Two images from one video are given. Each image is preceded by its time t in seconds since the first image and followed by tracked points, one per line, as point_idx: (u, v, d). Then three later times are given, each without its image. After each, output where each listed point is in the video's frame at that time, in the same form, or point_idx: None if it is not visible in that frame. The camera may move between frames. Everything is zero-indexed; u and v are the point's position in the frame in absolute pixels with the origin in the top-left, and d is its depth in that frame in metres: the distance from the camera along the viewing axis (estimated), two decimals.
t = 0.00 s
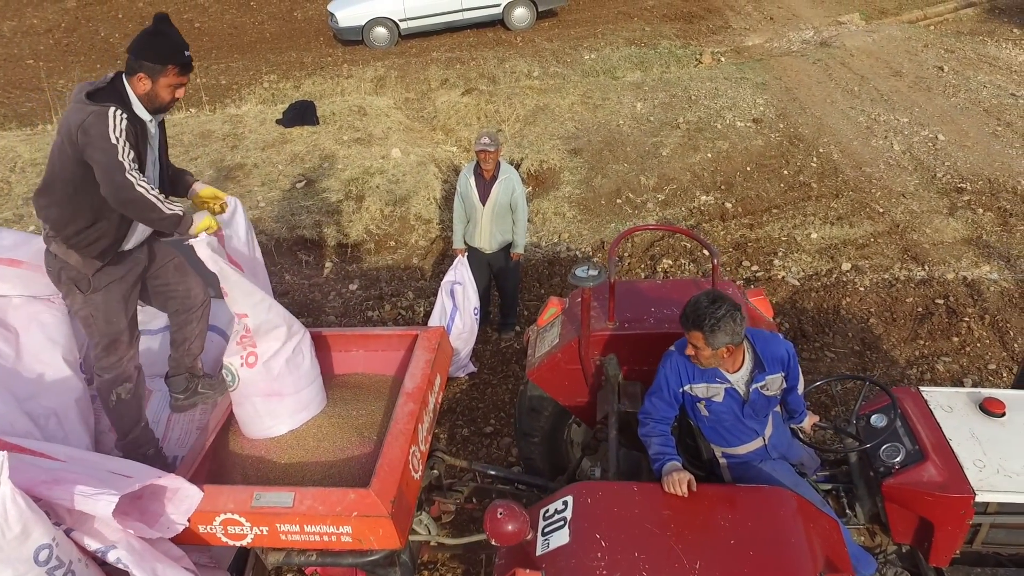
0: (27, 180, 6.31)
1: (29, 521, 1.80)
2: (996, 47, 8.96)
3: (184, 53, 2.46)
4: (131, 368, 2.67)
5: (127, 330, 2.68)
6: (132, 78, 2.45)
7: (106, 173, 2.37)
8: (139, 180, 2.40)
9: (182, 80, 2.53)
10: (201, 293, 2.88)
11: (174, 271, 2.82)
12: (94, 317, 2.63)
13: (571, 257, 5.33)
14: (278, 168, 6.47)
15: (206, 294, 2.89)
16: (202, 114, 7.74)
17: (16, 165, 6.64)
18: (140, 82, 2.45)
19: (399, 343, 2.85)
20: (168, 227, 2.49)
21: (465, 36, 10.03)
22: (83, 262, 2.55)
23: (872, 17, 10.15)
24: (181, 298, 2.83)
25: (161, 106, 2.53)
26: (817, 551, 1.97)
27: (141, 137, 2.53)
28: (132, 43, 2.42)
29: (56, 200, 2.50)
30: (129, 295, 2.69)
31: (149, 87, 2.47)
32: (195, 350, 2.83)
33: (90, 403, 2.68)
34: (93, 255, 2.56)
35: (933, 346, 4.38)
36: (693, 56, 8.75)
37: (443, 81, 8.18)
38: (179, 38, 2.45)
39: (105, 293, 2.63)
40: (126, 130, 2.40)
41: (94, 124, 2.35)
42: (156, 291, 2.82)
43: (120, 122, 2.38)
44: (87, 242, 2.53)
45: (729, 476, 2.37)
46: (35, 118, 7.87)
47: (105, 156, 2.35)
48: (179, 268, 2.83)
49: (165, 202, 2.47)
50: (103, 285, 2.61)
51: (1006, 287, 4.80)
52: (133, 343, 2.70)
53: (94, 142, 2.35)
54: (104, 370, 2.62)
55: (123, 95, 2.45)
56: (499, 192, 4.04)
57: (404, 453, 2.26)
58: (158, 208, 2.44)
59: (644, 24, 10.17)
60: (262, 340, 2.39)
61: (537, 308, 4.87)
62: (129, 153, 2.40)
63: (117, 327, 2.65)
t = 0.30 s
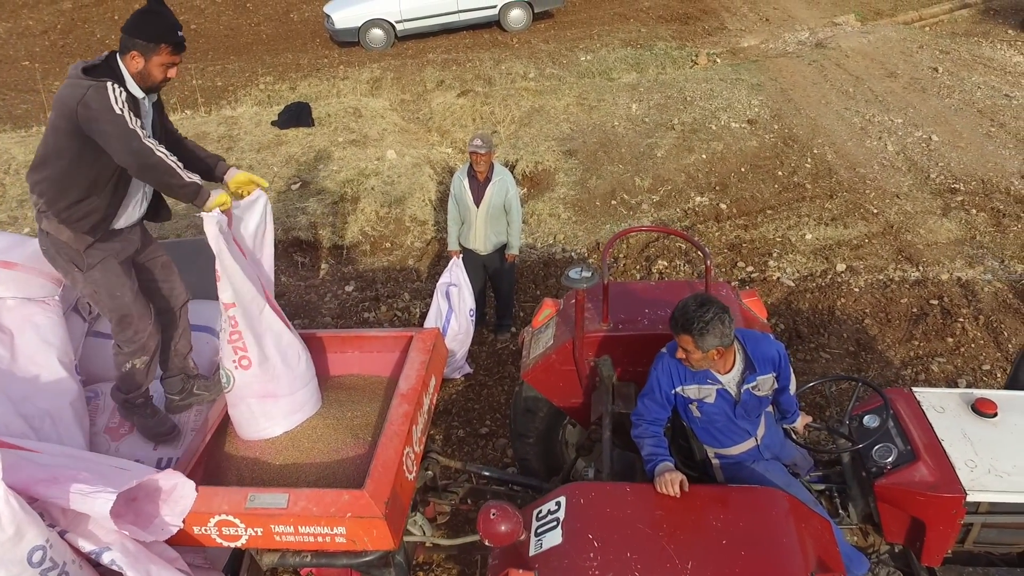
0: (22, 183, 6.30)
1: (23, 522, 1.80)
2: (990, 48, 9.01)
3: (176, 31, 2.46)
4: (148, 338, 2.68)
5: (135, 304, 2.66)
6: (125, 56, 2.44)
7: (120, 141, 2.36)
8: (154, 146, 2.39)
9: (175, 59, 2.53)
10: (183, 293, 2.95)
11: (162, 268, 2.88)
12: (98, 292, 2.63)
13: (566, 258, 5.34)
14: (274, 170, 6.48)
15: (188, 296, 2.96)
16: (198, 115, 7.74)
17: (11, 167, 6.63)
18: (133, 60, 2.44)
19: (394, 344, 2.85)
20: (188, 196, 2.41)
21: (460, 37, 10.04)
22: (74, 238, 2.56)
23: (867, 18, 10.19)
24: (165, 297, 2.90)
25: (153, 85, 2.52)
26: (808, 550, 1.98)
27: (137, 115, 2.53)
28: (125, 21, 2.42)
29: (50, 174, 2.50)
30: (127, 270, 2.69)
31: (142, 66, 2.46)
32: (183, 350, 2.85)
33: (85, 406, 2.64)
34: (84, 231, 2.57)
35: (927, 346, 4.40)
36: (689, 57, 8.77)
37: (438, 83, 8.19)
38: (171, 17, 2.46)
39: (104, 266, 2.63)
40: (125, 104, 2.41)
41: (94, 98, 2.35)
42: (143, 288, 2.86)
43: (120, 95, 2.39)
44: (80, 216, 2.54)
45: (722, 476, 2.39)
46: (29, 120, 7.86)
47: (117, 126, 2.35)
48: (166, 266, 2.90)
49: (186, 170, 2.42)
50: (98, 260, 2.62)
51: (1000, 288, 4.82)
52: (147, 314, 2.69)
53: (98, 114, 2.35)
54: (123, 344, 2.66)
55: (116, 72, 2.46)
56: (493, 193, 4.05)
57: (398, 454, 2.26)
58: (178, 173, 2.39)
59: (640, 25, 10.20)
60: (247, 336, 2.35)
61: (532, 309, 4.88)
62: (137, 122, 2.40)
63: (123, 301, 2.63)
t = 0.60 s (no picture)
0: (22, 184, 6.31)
1: (20, 524, 1.81)
2: (989, 49, 9.02)
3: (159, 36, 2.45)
4: (131, 337, 2.69)
5: (115, 308, 2.67)
6: (106, 60, 2.43)
7: (109, 154, 2.39)
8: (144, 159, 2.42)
9: (158, 64, 2.51)
10: (173, 295, 2.94)
11: (152, 271, 2.88)
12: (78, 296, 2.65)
13: (565, 260, 5.35)
14: (273, 171, 6.48)
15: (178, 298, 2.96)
16: (197, 116, 7.75)
17: (10, 169, 6.64)
18: (114, 65, 2.43)
19: (392, 346, 2.85)
20: (182, 209, 2.50)
21: (460, 38, 10.06)
22: (58, 241, 2.57)
23: (866, 20, 10.20)
24: (154, 298, 2.89)
25: (135, 89, 2.51)
26: (803, 553, 1.99)
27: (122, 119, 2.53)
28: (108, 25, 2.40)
29: (35, 180, 2.51)
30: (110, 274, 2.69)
31: (123, 71, 2.44)
32: (177, 351, 2.89)
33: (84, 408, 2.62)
34: (67, 235, 2.57)
35: (924, 347, 4.41)
36: (687, 59, 8.78)
37: (438, 84, 8.19)
38: (155, 23, 2.44)
39: (84, 268, 2.64)
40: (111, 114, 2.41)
41: (77, 110, 2.36)
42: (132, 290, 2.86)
43: (104, 107, 2.39)
44: (64, 220, 2.54)
45: (718, 478, 2.39)
46: (29, 121, 7.87)
47: (106, 141, 2.38)
48: (156, 268, 2.89)
49: (177, 184, 2.46)
50: (78, 265, 2.63)
51: (997, 290, 4.83)
52: (128, 318, 2.70)
53: (84, 128, 2.36)
54: (108, 344, 2.68)
55: (98, 78, 2.45)
56: (491, 195, 4.05)
57: (395, 456, 2.27)
58: (170, 188, 2.44)
59: (639, 26, 10.21)
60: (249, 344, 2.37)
61: (530, 310, 4.89)
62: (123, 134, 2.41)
63: (102, 304, 2.65)
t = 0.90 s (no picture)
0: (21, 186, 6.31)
1: (24, 525, 1.81)
2: (987, 51, 9.04)
3: (125, 32, 2.46)
4: (124, 339, 2.73)
5: (108, 312, 2.71)
6: (74, 60, 2.45)
7: (97, 160, 2.42)
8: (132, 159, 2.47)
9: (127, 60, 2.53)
10: (186, 281, 2.85)
11: (157, 261, 2.83)
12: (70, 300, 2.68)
13: (564, 261, 5.36)
14: (272, 173, 6.49)
15: (193, 281, 2.87)
16: (197, 118, 7.76)
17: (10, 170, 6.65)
18: (82, 63, 2.45)
19: (392, 348, 2.86)
20: (176, 205, 2.51)
21: (459, 40, 10.07)
22: (49, 245, 2.58)
23: (864, 21, 10.22)
24: (167, 288, 2.83)
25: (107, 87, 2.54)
26: (801, 552, 2.01)
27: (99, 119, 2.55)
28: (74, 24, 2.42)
29: (22, 188, 2.50)
30: (103, 277, 2.70)
31: (91, 69, 2.47)
32: (195, 343, 2.82)
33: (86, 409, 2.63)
34: (59, 239, 2.58)
35: (922, 349, 4.43)
36: (686, 60, 8.80)
37: (437, 85, 8.21)
38: (122, 19, 2.46)
39: (76, 270, 2.65)
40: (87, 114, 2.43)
41: (54, 116, 2.38)
42: (142, 282, 2.83)
43: (82, 110, 2.41)
44: (52, 223, 2.53)
45: (716, 479, 2.41)
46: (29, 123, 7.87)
47: (88, 147, 2.40)
48: (163, 258, 2.85)
49: (167, 181, 2.50)
50: (71, 269, 2.64)
51: (994, 291, 4.85)
52: (122, 321, 2.75)
53: (64, 133, 2.39)
54: (103, 347, 2.71)
55: (70, 80, 2.46)
56: (491, 197, 4.07)
57: (395, 457, 2.28)
58: (160, 185, 2.47)
59: (638, 27, 10.23)
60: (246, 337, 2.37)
61: (529, 311, 4.90)
62: (105, 137, 2.44)
63: (94, 308, 2.68)
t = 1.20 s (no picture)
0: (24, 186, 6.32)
1: (36, 525, 1.82)
2: (986, 52, 9.06)
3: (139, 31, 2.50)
4: (120, 341, 2.71)
5: (108, 311, 2.70)
6: (89, 61, 2.47)
7: (125, 161, 2.44)
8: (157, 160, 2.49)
9: (139, 59, 2.56)
10: (182, 280, 2.83)
11: (152, 259, 2.81)
12: (72, 301, 2.66)
13: (566, 263, 5.38)
14: (274, 174, 6.50)
15: (188, 279, 2.85)
16: (198, 119, 7.77)
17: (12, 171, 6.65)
18: (97, 65, 2.47)
19: (395, 350, 2.87)
20: (201, 207, 2.53)
21: (459, 41, 10.08)
22: (64, 247, 2.58)
23: (863, 22, 10.24)
24: (163, 287, 2.81)
25: (122, 87, 2.57)
26: (804, 551, 2.03)
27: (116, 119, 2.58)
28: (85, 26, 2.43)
29: (41, 189, 2.50)
30: (106, 278, 2.70)
31: (107, 70, 2.49)
32: (207, 337, 2.81)
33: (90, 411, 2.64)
34: (76, 240, 2.59)
35: (923, 350, 4.45)
36: (686, 61, 8.81)
37: (437, 87, 8.22)
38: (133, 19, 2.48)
39: (81, 271, 2.64)
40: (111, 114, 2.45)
41: (85, 119, 2.38)
42: (138, 281, 2.82)
43: (110, 112, 2.43)
44: (70, 226, 2.56)
45: (721, 480, 2.42)
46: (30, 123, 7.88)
47: (117, 147, 2.42)
48: (159, 256, 2.84)
49: (193, 183, 2.52)
50: (76, 271, 2.64)
51: (995, 292, 4.87)
52: (119, 322, 2.74)
53: (94, 135, 2.40)
54: (95, 348, 2.68)
55: (88, 81, 2.47)
56: (494, 200, 4.08)
57: (402, 458, 2.30)
58: (188, 187, 2.50)
59: (637, 29, 10.26)
60: (262, 340, 2.39)
61: (531, 313, 4.92)
62: (132, 138, 2.47)
63: (95, 309, 2.67)
